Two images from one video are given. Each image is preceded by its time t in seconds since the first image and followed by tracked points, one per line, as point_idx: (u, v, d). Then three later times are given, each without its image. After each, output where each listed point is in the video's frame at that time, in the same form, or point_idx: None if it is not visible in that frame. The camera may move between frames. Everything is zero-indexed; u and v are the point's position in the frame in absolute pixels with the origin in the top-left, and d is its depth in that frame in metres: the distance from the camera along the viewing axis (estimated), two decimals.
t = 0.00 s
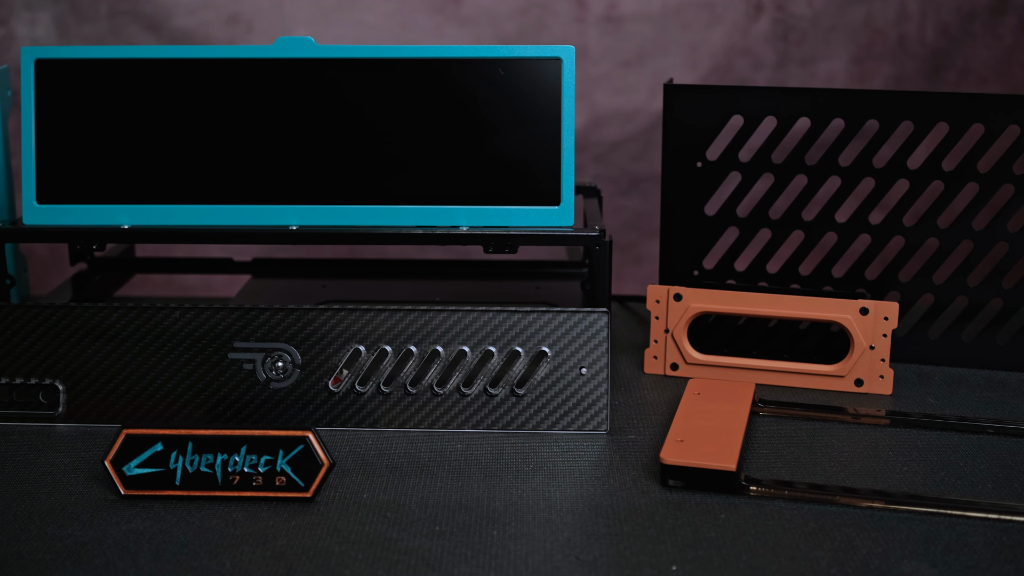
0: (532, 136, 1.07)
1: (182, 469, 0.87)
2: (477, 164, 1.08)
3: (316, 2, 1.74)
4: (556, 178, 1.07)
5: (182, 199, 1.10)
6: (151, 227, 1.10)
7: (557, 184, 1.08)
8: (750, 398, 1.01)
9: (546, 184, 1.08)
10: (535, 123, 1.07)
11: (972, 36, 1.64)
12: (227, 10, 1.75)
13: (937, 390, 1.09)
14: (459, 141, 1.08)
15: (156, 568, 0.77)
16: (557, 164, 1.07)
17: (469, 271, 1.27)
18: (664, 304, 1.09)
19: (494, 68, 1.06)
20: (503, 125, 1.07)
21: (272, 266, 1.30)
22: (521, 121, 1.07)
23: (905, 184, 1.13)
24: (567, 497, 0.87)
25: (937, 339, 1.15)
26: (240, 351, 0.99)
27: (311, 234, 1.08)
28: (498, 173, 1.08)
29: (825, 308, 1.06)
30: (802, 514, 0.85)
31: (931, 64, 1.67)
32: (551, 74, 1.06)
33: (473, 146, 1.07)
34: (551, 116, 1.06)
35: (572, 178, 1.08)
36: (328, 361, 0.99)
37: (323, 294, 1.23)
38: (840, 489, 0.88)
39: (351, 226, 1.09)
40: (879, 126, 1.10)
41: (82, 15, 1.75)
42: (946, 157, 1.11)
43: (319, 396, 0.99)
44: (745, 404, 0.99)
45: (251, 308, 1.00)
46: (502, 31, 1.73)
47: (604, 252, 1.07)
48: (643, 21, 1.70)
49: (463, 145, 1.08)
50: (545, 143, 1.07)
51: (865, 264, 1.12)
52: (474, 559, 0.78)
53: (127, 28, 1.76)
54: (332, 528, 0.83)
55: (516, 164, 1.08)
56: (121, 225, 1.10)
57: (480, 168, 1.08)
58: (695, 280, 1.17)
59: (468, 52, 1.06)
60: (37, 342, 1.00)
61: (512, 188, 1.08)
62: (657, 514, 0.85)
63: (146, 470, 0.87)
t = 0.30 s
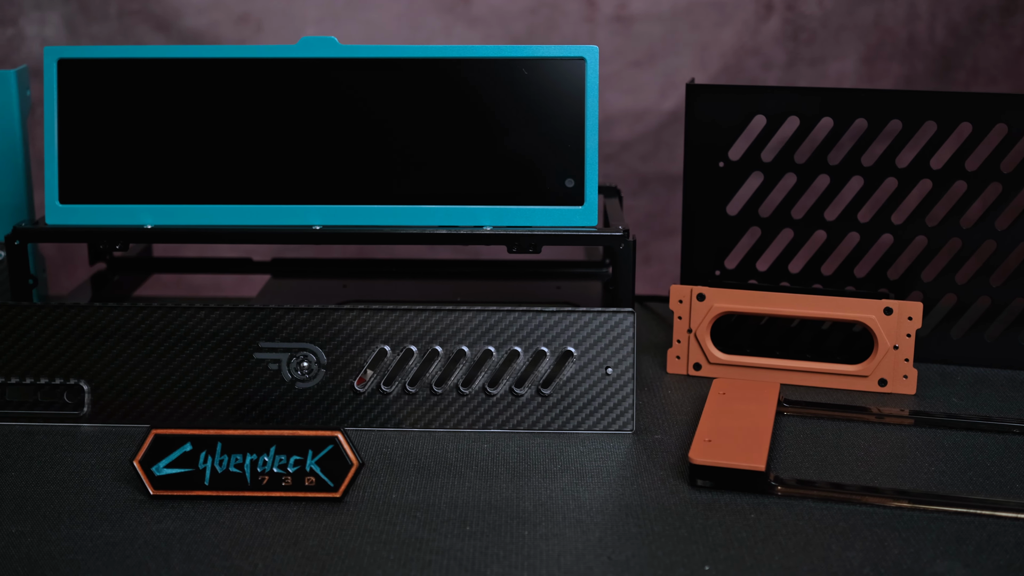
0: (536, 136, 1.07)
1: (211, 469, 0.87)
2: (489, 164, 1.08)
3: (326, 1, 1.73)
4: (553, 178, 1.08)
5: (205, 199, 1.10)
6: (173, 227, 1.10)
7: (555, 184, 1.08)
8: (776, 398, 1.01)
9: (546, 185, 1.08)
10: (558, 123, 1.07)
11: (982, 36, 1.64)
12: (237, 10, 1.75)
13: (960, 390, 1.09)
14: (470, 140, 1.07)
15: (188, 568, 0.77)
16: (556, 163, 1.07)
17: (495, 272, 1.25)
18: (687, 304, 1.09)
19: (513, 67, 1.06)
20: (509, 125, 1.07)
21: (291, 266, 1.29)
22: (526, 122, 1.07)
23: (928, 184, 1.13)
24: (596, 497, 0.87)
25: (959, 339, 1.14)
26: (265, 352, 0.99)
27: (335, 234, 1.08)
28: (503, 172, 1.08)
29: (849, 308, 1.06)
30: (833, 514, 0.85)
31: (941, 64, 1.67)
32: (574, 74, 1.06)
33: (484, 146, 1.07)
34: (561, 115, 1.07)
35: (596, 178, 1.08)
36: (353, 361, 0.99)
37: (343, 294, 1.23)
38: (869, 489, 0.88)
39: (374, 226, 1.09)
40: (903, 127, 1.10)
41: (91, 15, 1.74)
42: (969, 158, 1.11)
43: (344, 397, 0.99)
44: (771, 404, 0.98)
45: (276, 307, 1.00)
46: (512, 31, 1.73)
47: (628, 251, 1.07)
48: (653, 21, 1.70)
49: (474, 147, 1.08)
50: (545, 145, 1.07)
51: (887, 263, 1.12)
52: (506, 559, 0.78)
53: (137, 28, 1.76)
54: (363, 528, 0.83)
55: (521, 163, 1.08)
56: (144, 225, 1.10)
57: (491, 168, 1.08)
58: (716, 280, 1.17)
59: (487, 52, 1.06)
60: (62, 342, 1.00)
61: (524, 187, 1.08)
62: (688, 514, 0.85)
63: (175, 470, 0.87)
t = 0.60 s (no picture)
0: (531, 135, 1.07)
1: (240, 469, 0.87)
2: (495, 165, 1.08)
3: (336, 2, 1.73)
4: (553, 176, 1.08)
5: (227, 199, 1.10)
6: (195, 227, 1.10)
7: (556, 182, 1.08)
8: (801, 398, 1.00)
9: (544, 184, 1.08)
10: (580, 123, 1.07)
11: (992, 35, 1.64)
12: (247, 10, 1.75)
13: (983, 390, 1.08)
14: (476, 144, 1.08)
15: (221, 569, 0.77)
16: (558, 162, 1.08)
17: (514, 272, 1.28)
18: (710, 304, 1.09)
19: (539, 68, 1.07)
20: (517, 124, 1.07)
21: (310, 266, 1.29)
22: (525, 123, 1.07)
23: (950, 184, 1.13)
24: (625, 497, 0.87)
25: (981, 339, 1.14)
26: (290, 352, 0.99)
27: (358, 234, 1.08)
28: (505, 172, 1.08)
29: (873, 308, 1.06)
30: (862, 514, 0.85)
31: (950, 64, 1.67)
32: (597, 74, 1.06)
33: (489, 147, 1.08)
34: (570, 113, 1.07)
35: (619, 178, 1.08)
36: (379, 360, 0.99)
37: (364, 294, 1.23)
38: (897, 489, 0.88)
39: (397, 226, 1.09)
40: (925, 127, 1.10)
41: (101, 15, 1.74)
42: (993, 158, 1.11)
43: (369, 397, 0.99)
44: (797, 404, 0.98)
45: (301, 307, 1.00)
46: (522, 31, 1.73)
47: (652, 251, 1.07)
48: (663, 21, 1.70)
49: (481, 147, 1.08)
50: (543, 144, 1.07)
51: (910, 263, 1.12)
52: (538, 559, 0.78)
53: (147, 28, 1.75)
54: (393, 528, 0.83)
55: (524, 160, 1.08)
56: (167, 225, 1.10)
57: (496, 168, 1.08)
58: (737, 280, 1.16)
59: (514, 52, 1.06)
60: (87, 342, 1.00)
61: (527, 188, 1.08)
62: (718, 514, 0.85)
63: (204, 471, 0.87)
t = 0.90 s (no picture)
0: (538, 133, 1.07)
1: (269, 469, 0.86)
2: (503, 164, 1.08)
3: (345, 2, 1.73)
4: (554, 177, 1.08)
5: (250, 199, 1.10)
6: (218, 227, 1.10)
7: (558, 183, 1.08)
8: (827, 398, 1.00)
9: (545, 184, 1.08)
10: (603, 123, 1.07)
11: (1001, 35, 1.64)
12: (256, 10, 1.74)
13: (1006, 389, 1.08)
14: (485, 140, 1.08)
15: (254, 569, 0.77)
16: (558, 163, 1.08)
17: (530, 273, 1.27)
18: (733, 304, 1.09)
19: (562, 68, 1.07)
20: (538, 123, 1.07)
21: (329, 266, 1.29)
22: (532, 121, 1.07)
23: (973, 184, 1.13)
24: (654, 497, 0.87)
25: (1003, 339, 1.14)
26: (315, 352, 0.99)
27: (382, 234, 1.08)
28: (510, 172, 1.08)
29: (896, 308, 1.06)
30: (892, 514, 0.85)
31: (960, 63, 1.67)
32: (620, 74, 1.06)
33: (498, 145, 1.08)
34: (575, 112, 1.07)
35: (642, 178, 1.08)
36: (404, 360, 0.99)
37: (385, 294, 1.23)
38: (925, 489, 0.88)
39: (420, 226, 1.09)
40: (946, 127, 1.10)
41: (111, 15, 1.74)
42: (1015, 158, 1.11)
43: (395, 397, 0.99)
44: (823, 404, 0.98)
45: (326, 307, 1.00)
46: (531, 31, 1.73)
47: (676, 250, 1.06)
48: (673, 21, 1.70)
49: (490, 146, 1.08)
50: (545, 144, 1.07)
51: (931, 263, 1.12)
52: (570, 559, 0.78)
53: (157, 28, 1.75)
54: (424, 528, 0.83)
55: (529, 160, 1.08)
56: (190, 225, 1.10)
57: (502, 168, 1.08)
58: (759, 280, 1.16)
59: (538, 52, 1.06)
60: (112, 342, 1.00)
61: (532, 188, 1.08)
62: (747, 514, 0.85)
63: (233, 471, 0.86)
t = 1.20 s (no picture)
0: (542, 133, 1.07)
1: (298, 469, 0.86)
2: (507, 164, 1.08)
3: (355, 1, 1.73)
4: (555, 177, 1.08)
5: (273, 199, 1.10)
6: (241, 227, 1.10)
7: (559, 182, 1.08)
8: (852, 398, 1.00)
9: (544, 184, 1.08)
10: (626, 122, 1.07)
11: (1012, 36, 1.63)
12: (266, 9, 1.74)
13: None
14: (492, 139, 1.08)
15: (286, 569, 0.77)
16: (558, 163, 1.08)
17: (544, 271, 1.29)
18: (756, 304, 1.09)
19: (587, 68, 1.07)
20: (561, 125, 1.07)
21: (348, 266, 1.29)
22: (538, 121, 1.07)
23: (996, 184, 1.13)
24: (683, 497, 0.87)
25: None
26: (340, 352, 0.99)
27: (405, 233, 1.08)
28: (513, 172, 1.08)
29: (920, 308, 1.06)
30: (921, 514, 0.85)
31: (971, 63, 1.67)
32: (643, 74, 1.06)
33: (504, 145, 1.08)
34: (581, 111, 1.07)
35: (666, 178, 1.08)
36: (429, 360, 0.99)
37: (406, 293, 1.23)
38: (954, 489, 0.88)
39: (443, 225, 1.09)
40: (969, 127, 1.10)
41: (121, 14, 1.74)
42: None
43: (420, 397, 0.99)
44: (849, 404, 0.98)
45: (351, 307, 1.00)
46: (541, 31, 1.73)
47: (700, 251, 1.06)
48: (683, 21, 1.70)
49: (496, 146, 1.08)
50: (545, 142, 1.07)
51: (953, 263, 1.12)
52: (602, 560, 0.78)
53: (166, 28, 1.75)
54: (454, 528, 0.83)
55: (533, 160, 1.08)
56: (213, 225, 1.10)
57: (506, 168, 1.08)
58: (780, 280, 1.16)
59: (562, 52, 1.06)
60: (137, 342, 1.00)
61: (535, 188, 1.08)
62: (777, 514, 0.85)
63: (262, 471, 0.86)
